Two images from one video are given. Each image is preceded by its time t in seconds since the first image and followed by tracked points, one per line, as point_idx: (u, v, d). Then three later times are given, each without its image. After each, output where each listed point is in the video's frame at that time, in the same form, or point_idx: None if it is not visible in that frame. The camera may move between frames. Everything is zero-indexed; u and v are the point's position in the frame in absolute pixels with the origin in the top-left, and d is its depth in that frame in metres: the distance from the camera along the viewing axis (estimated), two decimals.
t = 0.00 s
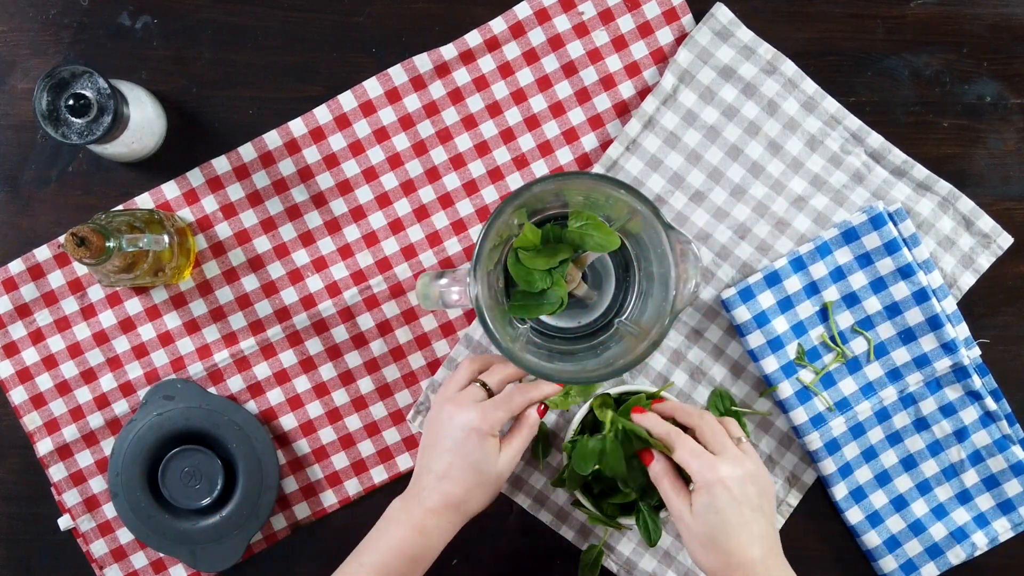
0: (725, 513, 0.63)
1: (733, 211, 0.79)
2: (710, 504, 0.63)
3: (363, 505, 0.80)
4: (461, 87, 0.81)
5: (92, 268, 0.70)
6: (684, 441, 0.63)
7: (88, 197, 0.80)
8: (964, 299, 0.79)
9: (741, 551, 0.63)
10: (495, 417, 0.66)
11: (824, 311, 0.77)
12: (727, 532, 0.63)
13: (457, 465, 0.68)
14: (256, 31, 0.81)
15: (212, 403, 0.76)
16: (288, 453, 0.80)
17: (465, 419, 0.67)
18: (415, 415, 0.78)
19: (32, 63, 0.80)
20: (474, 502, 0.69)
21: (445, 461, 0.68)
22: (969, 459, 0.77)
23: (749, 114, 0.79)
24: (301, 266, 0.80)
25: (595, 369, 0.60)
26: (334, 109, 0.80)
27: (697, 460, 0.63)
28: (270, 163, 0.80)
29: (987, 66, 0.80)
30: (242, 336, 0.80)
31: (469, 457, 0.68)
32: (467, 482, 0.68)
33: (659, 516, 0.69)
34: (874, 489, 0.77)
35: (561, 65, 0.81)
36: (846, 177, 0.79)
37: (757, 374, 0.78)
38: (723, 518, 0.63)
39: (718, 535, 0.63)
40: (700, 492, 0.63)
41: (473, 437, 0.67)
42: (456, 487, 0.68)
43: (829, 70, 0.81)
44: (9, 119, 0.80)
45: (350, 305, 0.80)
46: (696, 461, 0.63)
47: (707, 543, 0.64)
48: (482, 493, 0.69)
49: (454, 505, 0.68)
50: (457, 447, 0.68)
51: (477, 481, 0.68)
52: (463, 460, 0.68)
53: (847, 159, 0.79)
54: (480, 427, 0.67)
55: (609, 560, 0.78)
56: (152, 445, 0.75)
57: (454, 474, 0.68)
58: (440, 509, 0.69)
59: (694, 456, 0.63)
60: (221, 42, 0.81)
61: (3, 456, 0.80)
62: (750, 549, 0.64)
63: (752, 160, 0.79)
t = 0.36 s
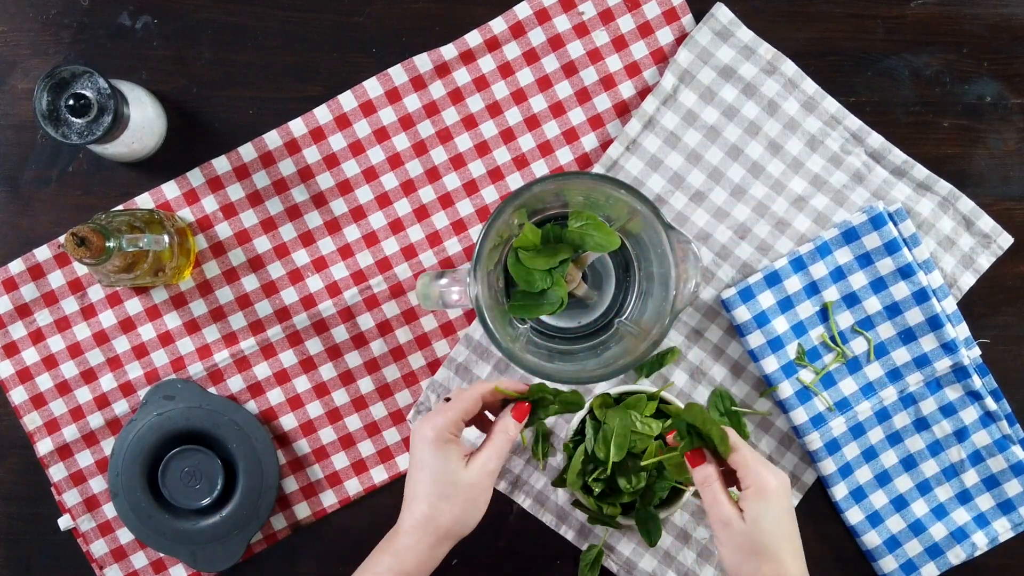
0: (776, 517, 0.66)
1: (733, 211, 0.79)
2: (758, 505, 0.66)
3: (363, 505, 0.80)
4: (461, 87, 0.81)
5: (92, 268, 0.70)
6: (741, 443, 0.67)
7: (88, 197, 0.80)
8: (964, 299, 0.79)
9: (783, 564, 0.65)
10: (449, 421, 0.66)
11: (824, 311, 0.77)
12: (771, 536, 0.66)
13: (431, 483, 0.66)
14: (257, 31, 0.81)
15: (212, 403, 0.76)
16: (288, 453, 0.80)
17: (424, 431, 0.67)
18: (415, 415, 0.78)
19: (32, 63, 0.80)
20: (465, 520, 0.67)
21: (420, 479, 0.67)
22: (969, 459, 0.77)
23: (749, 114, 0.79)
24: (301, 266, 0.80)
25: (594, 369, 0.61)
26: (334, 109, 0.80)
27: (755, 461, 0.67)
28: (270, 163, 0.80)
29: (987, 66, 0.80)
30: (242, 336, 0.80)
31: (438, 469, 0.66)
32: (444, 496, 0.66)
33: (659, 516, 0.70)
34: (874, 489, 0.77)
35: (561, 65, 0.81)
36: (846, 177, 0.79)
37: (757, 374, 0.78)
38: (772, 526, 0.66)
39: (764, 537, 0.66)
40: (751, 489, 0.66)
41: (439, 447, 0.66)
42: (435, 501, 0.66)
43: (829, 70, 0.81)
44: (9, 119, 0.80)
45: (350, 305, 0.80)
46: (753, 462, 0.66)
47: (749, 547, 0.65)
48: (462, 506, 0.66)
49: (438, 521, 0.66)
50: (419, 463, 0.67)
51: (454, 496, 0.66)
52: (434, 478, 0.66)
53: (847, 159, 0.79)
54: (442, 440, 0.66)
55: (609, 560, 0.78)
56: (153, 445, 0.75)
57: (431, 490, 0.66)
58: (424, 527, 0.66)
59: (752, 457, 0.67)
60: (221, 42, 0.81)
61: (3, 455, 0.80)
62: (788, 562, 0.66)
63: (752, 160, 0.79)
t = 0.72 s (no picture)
0: (792, 491, 0.66)
1: (733, 211, 0.79)
2: (766, 478, 0.66)
3: (363, 505, 0.80)
4: (461, 87, 0.81)
5: (92, 268, 0.70)
6: (742, 418, 0.64)
7: (88, 197, 0.80)
8: (964, 299, 0.79)
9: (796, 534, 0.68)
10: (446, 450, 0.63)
11: (824, 311, 0.77)
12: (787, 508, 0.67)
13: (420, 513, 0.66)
14: (256, 31, 0.81)
15: (213, 403, 0.76)
16: (288, 453, 0.80)
17: (412, 456, 0.63)
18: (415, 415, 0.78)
19: (31, 63, 0.80)
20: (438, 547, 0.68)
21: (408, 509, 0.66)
22: (969, 459, 0.77)
23: (749, 114, 0.79)
24: (301, 266, 0.80)
25: (594, 368, 0.61)
26: (334, 109, 0.80)
27: (759, 437, 0.64)
28: (270, 163, 0.80)
29: (987, 66, 0.80)
30: (242, 336, 0.80)
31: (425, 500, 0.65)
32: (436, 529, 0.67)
33: (659, 515, 0.70)
34: (874, 489, 0.77)
35: (561, 65, 0.81)
36: (846, 177, 0.79)
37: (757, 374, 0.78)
38: (791, 502, 0.66)
39: (775, 511, 0.67)
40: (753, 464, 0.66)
41: (431, 481, 0.65)
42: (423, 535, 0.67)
43: (829, 69, 0.81)
44: (9, 119, 0.80)
45: (350, 305, 0.80)
46: (757, 438, 0.65)
47: (763, 523, 0.67)
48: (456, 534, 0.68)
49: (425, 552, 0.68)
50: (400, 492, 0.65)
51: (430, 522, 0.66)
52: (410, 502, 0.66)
53: (847, 159, 0.79)
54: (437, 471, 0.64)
55: (609, 560, 0.78)
56: (152, 445, 0.75)
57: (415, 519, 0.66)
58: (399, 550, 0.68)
59: (757, 435, 0.65)
60: (221, 42, 0.81)
61: (4, 455, 0.80)
62: (805, 527, 0.68)
63: (752, 160, 0.79)
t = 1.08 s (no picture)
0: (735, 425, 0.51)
1: (733, 211, 0.79)
2: (708, 408, 0.51)
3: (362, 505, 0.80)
4: (461, 87, 0.81)
5: (92, 268, 0.70)
6: (650, 341, 0.52)
7: (88, 197, 0.80)
8: (963, 299, 0.79)
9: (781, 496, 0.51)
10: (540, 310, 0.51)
11: (824, 311, 0.77)
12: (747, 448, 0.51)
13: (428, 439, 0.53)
14: (257, 31, 0.81)
15: (213, 403, 0.76)
16: (288, 453, 0.80)
17: (511, 306, 0.51)
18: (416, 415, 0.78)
19: (31, 63, 0.80)
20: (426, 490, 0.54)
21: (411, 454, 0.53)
22: (969, 459, 0.77)
23: (749, 114, 0.79)
24: (301, 265, 0.80)
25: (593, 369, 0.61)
26: (334, 109, 0.80)
27: (679, 324, 0.51)
28: (270, 163, 0.80)
29: (987, 67, 0.80)
30: (242, 336, 0.80)
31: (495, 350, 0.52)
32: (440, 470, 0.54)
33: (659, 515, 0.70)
34: (874, 489, 0.77)
35: (561, 65, 0.81)
36: (846, 177, 0.79)
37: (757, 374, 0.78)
38: (754, 464, 0.51)
39: (735, 460, 0.51)
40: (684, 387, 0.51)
41: (511, 350, 0.52)
42: (419, 490, 0.54)
43: (829, 70, 0.81)
44: (9, 119, 0.80)
45: (350, 305, 0.80)
46: (667, 333, 0.52)
47: (744, 497, 0.51)
48: (471, 447, 0.54)
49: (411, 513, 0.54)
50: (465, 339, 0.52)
51: (433, 444, 0.54)
52: (463, 361, 0.53)
53: (848, 159, 0.79)
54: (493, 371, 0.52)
55: (609, 560, 0.78)
56: (152, 444, 0.75)
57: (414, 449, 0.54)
58: (379, 494, 0.54)
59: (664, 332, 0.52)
60: (221, 42, 0.81)
61: (3, 455, 0.80)
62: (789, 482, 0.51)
63: (752, 160, 0.79)
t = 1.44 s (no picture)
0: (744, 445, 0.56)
1: (733, 211, 0.79)
2: (716, 417, 0.55)
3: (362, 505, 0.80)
4: (461, 87, 0.81)
5: (92, 268, 0.70)
6: (685, 378, 0.54)
7: (88, 197, 0.80)
8: (964, 299, 0.79)
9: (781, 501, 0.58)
10: (472, 281, 0.56)
11: (824, 311, 0.77)
12: (747, 449, 0.56)
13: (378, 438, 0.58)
14: (257, 31, 0.81)
15: (213, 403, 0.76)
16: (288, 453, 0.80)
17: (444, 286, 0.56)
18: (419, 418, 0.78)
19: (31, 63, 0.80)
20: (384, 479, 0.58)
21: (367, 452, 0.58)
22: (969, 459, 0.77)
23: (749, 114, 0.79)
24: (301, 266, 0.80)
25: (592, 369, 0.61)
26: (334, 109, 0.80)
27: (702, 363, 0.53)
28: (270, 163, 0.80)
29: (987, 66, 0.80)
30: (242, 336, 0.80)
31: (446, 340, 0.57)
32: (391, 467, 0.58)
33: (659, 514, 0.70)
34: (874, 489, 0.77)
35: (561, 65, 0.81)
36: (846, 177, 0.79)
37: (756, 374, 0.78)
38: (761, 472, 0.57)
39: (731, 461, 0.56)
40: (693, 397, 0.54)
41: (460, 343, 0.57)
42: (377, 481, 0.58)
43: (829, 70, 0.81)
44: (9, 119, 0.80)
45: (350, 305, 0.80)
46: (698, 369, 0.53)
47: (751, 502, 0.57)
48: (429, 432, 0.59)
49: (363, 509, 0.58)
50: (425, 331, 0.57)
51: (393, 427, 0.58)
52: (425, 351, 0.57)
53: (848, 159, 0.79)
54: (442, 366, 0.57)
55: (609, 560, 0.78)
56: (152, 444, 0.75)
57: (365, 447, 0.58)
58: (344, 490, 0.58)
59: (694, 355, 0.53)
60: (221, 42, 0.81)
61: (4, 455, 0.80)
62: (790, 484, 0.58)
63: (752, 160, 0.79)
